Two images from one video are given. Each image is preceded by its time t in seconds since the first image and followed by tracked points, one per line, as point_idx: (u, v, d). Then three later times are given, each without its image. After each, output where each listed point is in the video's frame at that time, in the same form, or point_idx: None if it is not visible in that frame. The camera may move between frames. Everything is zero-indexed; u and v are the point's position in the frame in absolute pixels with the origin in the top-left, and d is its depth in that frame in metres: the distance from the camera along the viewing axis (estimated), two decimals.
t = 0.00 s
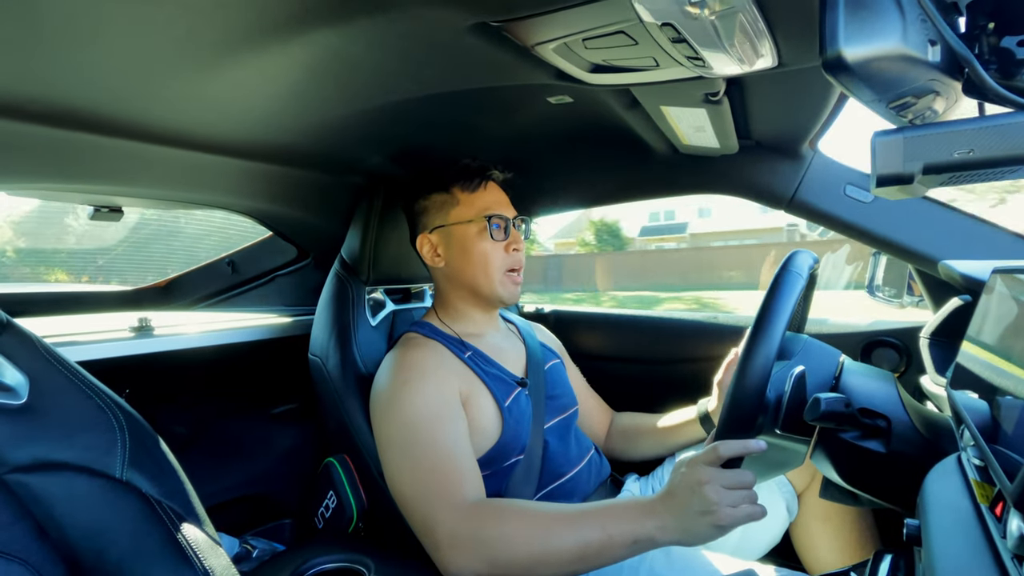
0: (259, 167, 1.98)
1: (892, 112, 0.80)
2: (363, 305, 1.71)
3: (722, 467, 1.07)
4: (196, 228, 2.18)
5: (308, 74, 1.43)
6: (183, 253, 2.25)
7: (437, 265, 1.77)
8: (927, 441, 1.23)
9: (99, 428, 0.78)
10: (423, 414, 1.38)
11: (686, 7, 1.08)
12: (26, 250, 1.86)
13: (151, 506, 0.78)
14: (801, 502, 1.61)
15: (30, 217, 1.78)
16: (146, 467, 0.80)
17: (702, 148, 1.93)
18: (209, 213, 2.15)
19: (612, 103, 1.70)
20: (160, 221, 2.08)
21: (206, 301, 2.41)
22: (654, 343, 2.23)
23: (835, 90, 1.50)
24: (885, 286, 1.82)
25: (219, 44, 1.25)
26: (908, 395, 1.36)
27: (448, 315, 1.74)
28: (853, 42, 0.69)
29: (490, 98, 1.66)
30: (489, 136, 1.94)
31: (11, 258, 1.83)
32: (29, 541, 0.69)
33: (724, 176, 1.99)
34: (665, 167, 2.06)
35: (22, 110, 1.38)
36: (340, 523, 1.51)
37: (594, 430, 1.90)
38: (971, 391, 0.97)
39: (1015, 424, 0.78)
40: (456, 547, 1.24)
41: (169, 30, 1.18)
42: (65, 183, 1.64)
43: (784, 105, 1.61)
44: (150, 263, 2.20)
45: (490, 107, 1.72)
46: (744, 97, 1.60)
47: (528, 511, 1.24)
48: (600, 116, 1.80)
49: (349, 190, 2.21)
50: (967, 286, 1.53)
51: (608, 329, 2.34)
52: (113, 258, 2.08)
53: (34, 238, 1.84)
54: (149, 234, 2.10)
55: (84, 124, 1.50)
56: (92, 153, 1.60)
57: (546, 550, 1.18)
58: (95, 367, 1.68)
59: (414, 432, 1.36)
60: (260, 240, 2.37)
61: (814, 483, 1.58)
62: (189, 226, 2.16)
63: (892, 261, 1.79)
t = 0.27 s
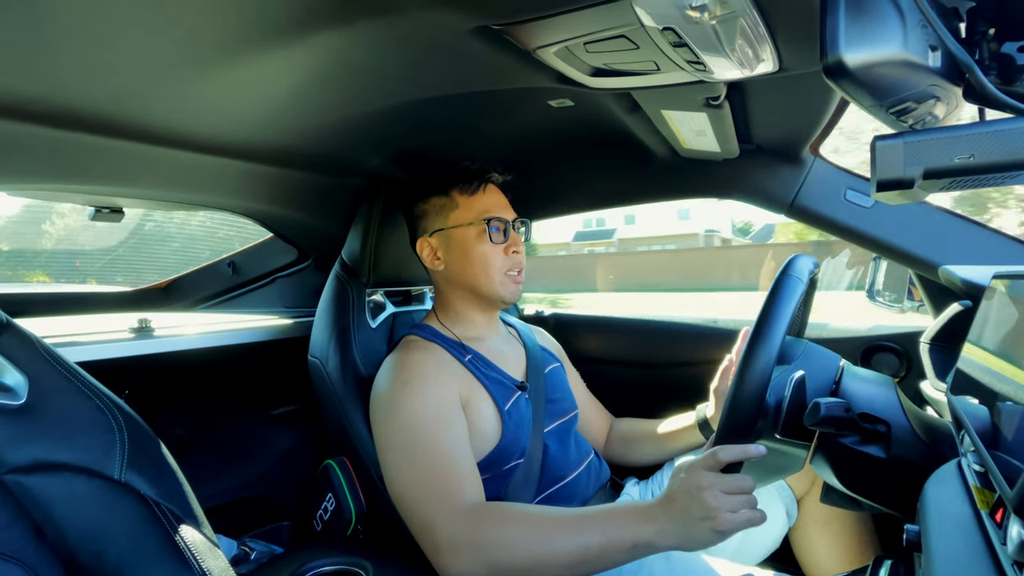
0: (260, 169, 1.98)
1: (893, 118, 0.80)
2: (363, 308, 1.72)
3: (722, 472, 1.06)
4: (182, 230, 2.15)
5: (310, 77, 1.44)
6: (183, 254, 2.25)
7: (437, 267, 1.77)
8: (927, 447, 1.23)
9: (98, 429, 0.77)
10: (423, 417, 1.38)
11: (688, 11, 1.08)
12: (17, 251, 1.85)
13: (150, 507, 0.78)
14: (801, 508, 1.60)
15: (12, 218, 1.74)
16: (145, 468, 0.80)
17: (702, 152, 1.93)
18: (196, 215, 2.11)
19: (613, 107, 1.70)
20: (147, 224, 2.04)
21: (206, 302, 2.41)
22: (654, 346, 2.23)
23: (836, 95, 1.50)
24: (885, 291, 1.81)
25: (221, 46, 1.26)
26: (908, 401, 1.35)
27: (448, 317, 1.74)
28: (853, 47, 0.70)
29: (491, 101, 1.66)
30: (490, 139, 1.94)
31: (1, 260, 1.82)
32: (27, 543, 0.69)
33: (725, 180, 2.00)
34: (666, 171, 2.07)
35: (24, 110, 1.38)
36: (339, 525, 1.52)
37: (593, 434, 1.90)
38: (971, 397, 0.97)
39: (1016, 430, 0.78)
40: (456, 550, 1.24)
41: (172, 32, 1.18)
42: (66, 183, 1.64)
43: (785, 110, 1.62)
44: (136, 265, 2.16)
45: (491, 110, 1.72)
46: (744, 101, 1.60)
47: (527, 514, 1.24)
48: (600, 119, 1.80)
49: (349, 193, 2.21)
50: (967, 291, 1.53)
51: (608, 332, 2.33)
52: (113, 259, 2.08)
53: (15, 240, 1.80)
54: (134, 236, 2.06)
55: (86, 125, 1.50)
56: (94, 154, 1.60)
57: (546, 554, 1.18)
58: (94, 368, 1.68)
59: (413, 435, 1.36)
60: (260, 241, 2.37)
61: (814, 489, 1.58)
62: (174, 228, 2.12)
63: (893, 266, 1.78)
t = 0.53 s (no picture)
0: (260, 171, 1.98)
1: (892, 119, 0.80)
2: (363, 310, 1.72)
3: (722, 475, 1.06)
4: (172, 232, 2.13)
5: (310, 79, 1.44)
6: (184, 256, 2.24)
7: (439, 270, 1.77)
8: (929, 448, 1.22)
9: (98, 431, 0.77)
10: (423, 419, 1.38)
11: (687, 13, 1.08)
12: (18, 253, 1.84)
13: (150, 509, 0.78)
14: (802, 510, 1.60)
15: (13, 220, 1.74)
16: (146, 470, 0.80)
17: (702, 154, 1.93)
18: (185, 216, 2.09)
19: (613, 108, 1.70)
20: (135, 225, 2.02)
21: (206, 304, 2.40)
22: (655, 348, 2.23)
23: (836, 96, 1.50)
24: (886, 292, 1.81)
25: (221, 48, 1.26)
26: (909, 403, 1.35)
27: (449, 319, 1.74)
28: (853, 49, 0.70)
29: (491, 103, 1.66)
30: (490, 141, 1.94)
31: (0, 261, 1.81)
32: (27, 544, 0.68)
33: (725, 181, 2.00)
34: (666, 172, 2.07)
35: (24, 112, 1.38)
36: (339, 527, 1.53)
37: (593, 436, 1.89)
38: (972, 398, 0.96)
39: (1017, 432, 0.78)
40: (456, 552, 1.24)
41: (172, 34, 1.18)
42: (67, 185, 1.64)
43: (785, 111, 1.62)
44: (127, 270, 2.14)
45: (491, 112, 1.72)
46: (744, 103, 1.60)
47: (527, 516, 1.24)
48: (600, 121, 1.80)
49: (350, 194, 2.21)
50: (968, 292, 1.54)
51: (608, 333, 2.33)
52: (114, 261, 2.07)
53: (16, 242, 1.80)
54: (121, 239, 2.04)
55: (87, 127, 1.50)
56: (94, 156, 1.61)
57: (546, 555, 1.18)
58: (94, 370, 1.67)
59: (414, 437, 1.36)
60: (261, 243, 2.37)
61: (815, 490, 1.58)
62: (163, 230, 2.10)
63: (893, 267, 1.78)
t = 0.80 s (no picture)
0: (261, 168, 1.98)
1: (895, 116, 0.80)
2: (364, 307, 1.72)
3: (722, 473, 1.06)
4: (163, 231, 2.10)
5: (311, 76, 1.44)
6: (185, 254, 2.24)
7: (440, 266, 1.77)
8: (930, 446, 1.22)
9: (100, 427, 0.78)
10: (424, 415, 1.38)
11: (689, 11, 1.08)
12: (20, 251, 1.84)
13: (151, 506, 0.78)
14: (802, 507, 1.61)
15: (15, 217, 1.74)
16: (147, 467, 0.80)
17: (703, 152, 1.93)
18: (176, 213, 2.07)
19: (614, 106, 1.70)
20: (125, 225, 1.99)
21: (207, 301, 2.40)
22: (656, 346, 2.23)
23: (838, 94, 1.50)
24: (887, 291, 1.79)
25: (221, 45, 1.26)
26: (910, 401, 1.35)
27: (449, 316, 1.74)
28: (855, 47, 0.70)
29: (492, 101, 1.66)
30: (491, 139, 1.94)
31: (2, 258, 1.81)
32: (28, 540, 0.68)
33: (726, 179, 2.00)
34: (667, 171, 2.07)
35: (26, 110, 1.39)
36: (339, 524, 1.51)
37: (594, 434, 1.90)
38: (973, 397, 0.96)
39: (1018, 431, 0.78)
40: (456, 549, 1.24)
41: (173, 31, 1.18)
42: (69, 182, 1.64)
43: (786, 110, 1.62)
44: (120, 272, 2.12)
45: (492, 109, 1.72)
46: (746, 101, 1.60)
47: (528, 514, 1.24)
48: (602, 118, 1.80)
49: (351, 192, 2.21)
50: (969, 291, 1.55)
51: (609, 331, 2.34)
52: (115, 259, 2.07)
53: (17, 239, 1.80)
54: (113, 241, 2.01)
55: (88, 124, 1.51)
56: (95, 153, 1.61)
57: (546, 553, 1.18)
58: (95, 367, 1.68)
59: (415, 433, 1.36)
60: (262, 240, 2.38)
61: (815, 488, 1.59)
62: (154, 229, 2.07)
63: (894, 266, 1.78)
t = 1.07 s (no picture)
0: (262, 169, 1.98)
1: (895, 117, 0.80)
2: (365, 308, 1.72)
3: (724, 472, 1.06)
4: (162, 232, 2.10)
5: (311, 77, 1.44)
6: (186, 255, 2.25)
7: (440, 267, 1.77)
8: (931, 447, 1.22)
9: (101, 428, 0.78)
10: (425, 416, 1.38)
11: (690, 11, 1.08)
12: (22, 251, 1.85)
13: (152, 506, 0.78)
14: (804, 508, 1.61)
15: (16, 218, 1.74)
16: (148, 468, 0.80)
17: (704, 152, 1.93)
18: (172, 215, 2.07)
19: (615, 106, 1.70)
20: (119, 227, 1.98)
21: (208, 302, 2.40)
22: (656, 346, 2.23)
23: (839, 93, 1.50)
24: (888, 291, 1.80)
25: (222, 46, 1.26)
26: (911, 401, 1.35)
27: (450, 316, 1.74)
28: (856, 47, 0.70)
29: (493, 101, 1.66)
30: (492, 139, 1.94)
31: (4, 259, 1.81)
32: (28, 540, 0.68)
33: (727, 179, 1.99)
34: (668, 171, 2.07)
35: (27, 112, 1.39)
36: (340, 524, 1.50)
37: (595, 434, 1.89)
38: (975, 396, 0.96)
39: (1020, 431, 0.78)
40: (457, 549, 1.24)
41: (174, 33, 1.19)
42: (70, 183, 1.65)
43: (787, 110, 1.61)
44: (121, 273, 2.12)
45: (493, 110, 1.72)
46: (746, 101, 1.60)
47: (529, 514, 1.24)
48: (602, 118, 1.80)
49: (351, 193, 2.21)
50: (971, 291, 1.54)
51: (610, 332, 2.33)
52: (116, 259, 2.08)
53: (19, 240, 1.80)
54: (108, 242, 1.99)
55: (89, 125, 1.51)
56: (97, 155, 1.61)
57: (548, 553, 1.18)
58: (97, 368, 1.68)
59: (416, 434, 1.36)
60: (262, 241, 2.38)
61: (817, 488, 1.58)
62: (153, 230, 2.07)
63: (895, 266, 1.78)
